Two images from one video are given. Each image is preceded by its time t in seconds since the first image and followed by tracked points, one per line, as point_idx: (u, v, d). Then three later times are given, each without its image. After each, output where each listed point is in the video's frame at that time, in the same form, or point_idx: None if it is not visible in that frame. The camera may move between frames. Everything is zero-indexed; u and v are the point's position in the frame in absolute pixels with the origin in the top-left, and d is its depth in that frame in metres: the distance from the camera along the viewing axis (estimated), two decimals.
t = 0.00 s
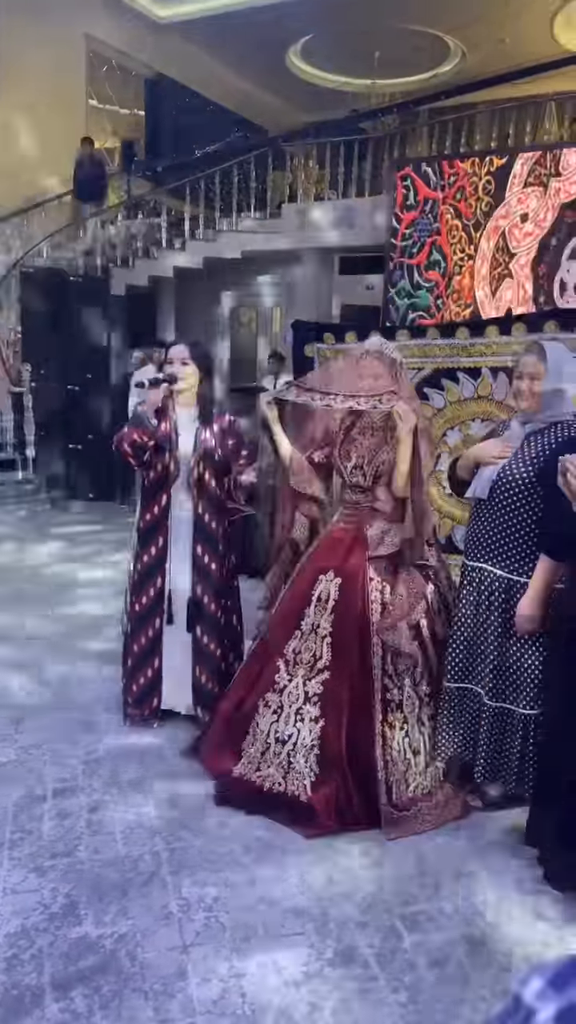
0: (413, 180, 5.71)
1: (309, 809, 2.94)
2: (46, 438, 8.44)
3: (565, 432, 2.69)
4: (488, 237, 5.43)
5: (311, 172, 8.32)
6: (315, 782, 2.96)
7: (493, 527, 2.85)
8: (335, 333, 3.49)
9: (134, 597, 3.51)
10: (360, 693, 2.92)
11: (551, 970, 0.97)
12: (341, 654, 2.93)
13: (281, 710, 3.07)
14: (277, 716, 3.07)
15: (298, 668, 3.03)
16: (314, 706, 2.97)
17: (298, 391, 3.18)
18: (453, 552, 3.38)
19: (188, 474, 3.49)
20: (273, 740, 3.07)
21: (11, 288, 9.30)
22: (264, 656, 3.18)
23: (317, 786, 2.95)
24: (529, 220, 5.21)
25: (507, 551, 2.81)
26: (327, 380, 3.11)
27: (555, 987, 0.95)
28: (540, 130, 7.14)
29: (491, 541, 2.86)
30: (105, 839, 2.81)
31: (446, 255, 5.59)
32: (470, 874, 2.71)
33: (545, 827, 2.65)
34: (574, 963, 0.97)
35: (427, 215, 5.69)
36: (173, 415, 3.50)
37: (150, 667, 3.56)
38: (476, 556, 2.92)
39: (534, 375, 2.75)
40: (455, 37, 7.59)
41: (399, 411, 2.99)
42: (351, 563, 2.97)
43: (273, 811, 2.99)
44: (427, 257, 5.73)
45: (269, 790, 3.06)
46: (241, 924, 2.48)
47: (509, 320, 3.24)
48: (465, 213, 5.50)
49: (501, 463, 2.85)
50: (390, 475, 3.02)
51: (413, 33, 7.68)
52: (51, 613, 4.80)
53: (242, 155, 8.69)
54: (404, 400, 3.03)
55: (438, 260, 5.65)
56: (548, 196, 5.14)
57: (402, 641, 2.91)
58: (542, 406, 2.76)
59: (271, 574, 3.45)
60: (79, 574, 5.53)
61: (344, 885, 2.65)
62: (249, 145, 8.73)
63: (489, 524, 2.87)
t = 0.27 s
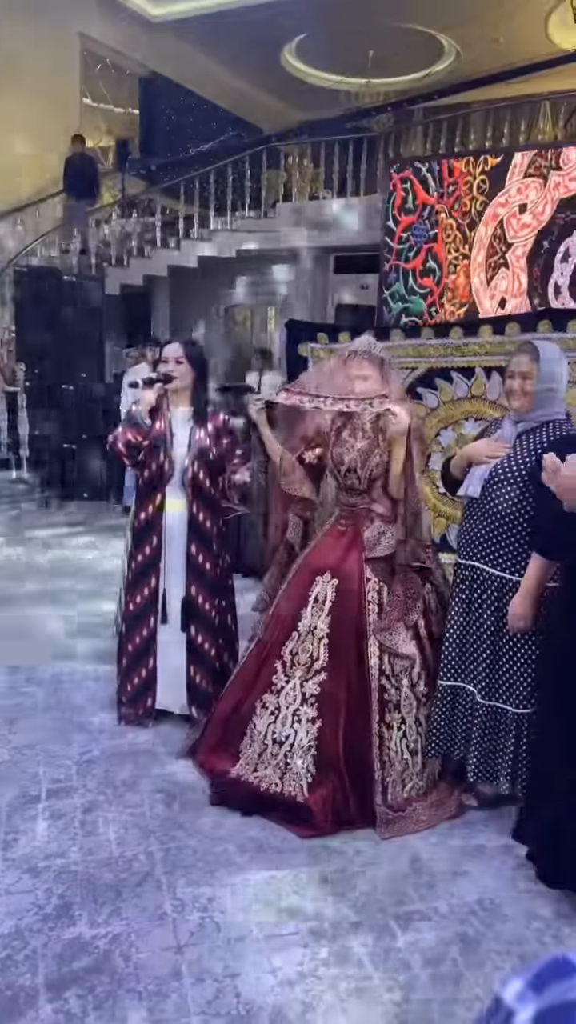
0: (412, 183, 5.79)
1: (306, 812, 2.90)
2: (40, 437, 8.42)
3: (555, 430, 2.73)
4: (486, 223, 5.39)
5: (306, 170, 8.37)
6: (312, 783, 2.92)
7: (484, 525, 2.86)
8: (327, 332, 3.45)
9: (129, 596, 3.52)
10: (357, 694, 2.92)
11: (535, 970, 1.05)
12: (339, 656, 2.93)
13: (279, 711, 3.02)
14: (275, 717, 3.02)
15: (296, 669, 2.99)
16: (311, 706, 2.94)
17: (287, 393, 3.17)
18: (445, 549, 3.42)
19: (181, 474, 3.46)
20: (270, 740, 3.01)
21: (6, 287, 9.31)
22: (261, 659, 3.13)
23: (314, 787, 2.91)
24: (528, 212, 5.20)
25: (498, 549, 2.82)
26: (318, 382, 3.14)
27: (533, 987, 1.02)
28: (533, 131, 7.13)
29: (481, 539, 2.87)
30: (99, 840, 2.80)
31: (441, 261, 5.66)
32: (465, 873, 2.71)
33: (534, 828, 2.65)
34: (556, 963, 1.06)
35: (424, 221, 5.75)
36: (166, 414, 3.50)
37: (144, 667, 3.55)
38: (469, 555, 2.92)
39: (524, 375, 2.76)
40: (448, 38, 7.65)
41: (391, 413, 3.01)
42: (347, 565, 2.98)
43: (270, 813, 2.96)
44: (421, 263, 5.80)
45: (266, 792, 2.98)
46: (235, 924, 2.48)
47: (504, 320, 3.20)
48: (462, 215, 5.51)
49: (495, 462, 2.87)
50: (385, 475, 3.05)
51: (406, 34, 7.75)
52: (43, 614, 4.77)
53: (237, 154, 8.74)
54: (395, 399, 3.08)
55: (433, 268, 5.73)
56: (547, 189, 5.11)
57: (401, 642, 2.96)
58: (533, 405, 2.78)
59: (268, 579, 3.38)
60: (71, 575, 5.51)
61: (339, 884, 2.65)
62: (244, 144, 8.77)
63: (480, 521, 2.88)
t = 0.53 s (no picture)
0: (414, 176, 5.70)
1: (301, 813, 2.85)
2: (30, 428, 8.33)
3: (554, 423, 2.67)
4: (488, 200, 5.28)
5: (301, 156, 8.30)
6: (307, 784, 2.87)
7: (482, 518, 2.82)
8: (321, 321, 3.35)
9: (120, 591, 3.46)
10: (353, 694, 2.89)
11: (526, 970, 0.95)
12: (337, 654, 2.90)
13: (274, 711, 2.95)
14: (270, 717, 2.95)
15: (291, 669, 2.93)
16: (307, 706, 2.89)
17: (268, 394, 3.09)
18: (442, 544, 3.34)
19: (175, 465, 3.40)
20: (265, 741, 2.94)
21: None
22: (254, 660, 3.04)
23: (309, 788, 2.86)
24: (532, 194, 5.10)
25: (495, 542, 2.77)
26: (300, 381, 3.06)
27: (525, 990, 0.93)
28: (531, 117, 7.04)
29: (479, 532, 2.83)
30: (90, 840, 2.76)
31: (439, 259, 5.59)
32: (462, 873, 2.67)
33: (529, 827, 2.60)
34: (547, 961, 0.95)
35: (425, 215, 5.68)
36: (159, 404, 3.42)
37: (136, 663, 3.49)
38: (466, 549, 2.88)
39: (521, 365, 2.70)
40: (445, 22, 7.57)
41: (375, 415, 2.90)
42: (343, 562, 2.94)
43: (265, 813, 2.91)
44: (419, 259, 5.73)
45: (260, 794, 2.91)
46: (229, 926, 2.43)
47: (501, 309, 3.12)
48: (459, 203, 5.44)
49: (492, 454, 2.79)
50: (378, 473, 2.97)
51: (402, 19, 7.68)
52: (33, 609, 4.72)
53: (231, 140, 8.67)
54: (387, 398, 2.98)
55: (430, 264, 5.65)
56: (551, 171, 5.01)
57: (396, 642, 2.90)
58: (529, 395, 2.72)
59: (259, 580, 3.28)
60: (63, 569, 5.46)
61: (335, 885, 2.60)
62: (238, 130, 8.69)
63: (478, 514, 2.84)
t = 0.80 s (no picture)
0: (415, 169, 5.58)
1: (297, 816, 2.79)
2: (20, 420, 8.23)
3: (553, 412, 2.60)
4: (492, 171, 5.08)
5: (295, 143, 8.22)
6: (303, 785, 2.82)
7: (481, 509, 2.75)
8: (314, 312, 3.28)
9: (113, 588, 3.40)
10: (350, 693, 2.82)
11: (525, 970, 1.04)
12: (333, 652, 2.83)
13: (269, 712, 2.91)
14: (265, 718, 2.91)
15: (286, 668, 2.88)
16: (302, 706, 2.83)
17: (253, 408, 2.95)
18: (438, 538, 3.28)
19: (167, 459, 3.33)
20: (260, 742, 2.90)
21: None
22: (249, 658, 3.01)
23: (305, 789, 2.82)
24: (536, 173, 4.89)
25: (494, 533, 2.71)
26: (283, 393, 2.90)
27: (521, 986, 1.01)
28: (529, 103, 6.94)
29: (477, 523, 2.76)
30: (80, 842, 2.70)
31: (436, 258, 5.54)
32: (460, 874, 2.62)
33: (529, 825, 2.56)
34: (544, 962, 1.04)
35: (424, 212, 5.59)
36: (151, 396, 3.34)
37: (128, 661, 3.43)
38: (463, 540, 2.82)
39: (518, 356, 2.64)
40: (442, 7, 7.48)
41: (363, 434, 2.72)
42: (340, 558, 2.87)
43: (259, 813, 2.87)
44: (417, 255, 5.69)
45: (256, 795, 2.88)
46: (222, 929, 2.38)
47: (498, 300, 3.07)
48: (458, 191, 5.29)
49: (490, 444, 2.75)
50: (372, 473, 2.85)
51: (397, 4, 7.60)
52: (24, 605, 4.66)
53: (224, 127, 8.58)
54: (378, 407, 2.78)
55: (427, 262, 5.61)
56: (558, 151, 4.80)
57: (392, 649, 2.80)
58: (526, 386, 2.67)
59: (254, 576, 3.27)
60: (53, 564, 5.39)
61: (331, 887, 2.55)
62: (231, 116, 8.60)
63: (476, 505, 2.77)
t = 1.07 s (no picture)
0: (416, 162, 5.53)
1: (290, 815, 2.74)
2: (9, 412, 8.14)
3: (551, 401, 2.57)
4: (495, 147, 5.10)
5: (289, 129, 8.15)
6: (298, 785, 2.77)
7: (479, 500, 2.69)
8: (308, 302, 3.11)
9: (103, 584, 3.34)
10: (345, 692, 2.78)
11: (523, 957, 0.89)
12: (327, 648, 2.77)
13: (262, 710, 2.87)
14: (258, 717, 2.87)
15: (279, 666, 2.83)
16: (296, 704, 2.80)
17: (236, 436, 2.89)
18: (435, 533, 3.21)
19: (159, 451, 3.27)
20: (254, 741, 2.85)
21: None
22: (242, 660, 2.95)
23: (300, 788, 2.76)
24: (539, 154, 4.92)
25: (490, 524, 2.66)
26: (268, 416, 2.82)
27: (521, 978, 0.87)
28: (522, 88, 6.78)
29: (474, 515, 2.71)
30: (70, 843, 2.65)
31: (432, 255, 5.45)
32: (458, 874, 2.57)
33: (528, 822, 2.51)
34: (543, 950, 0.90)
35: (422, 208, 5.52)
36: (142, 388, 3.30)
37: (119, 658, 3.38)
38: (461, 532, 2.76)
39: (515, 346, 2.60)
40: None
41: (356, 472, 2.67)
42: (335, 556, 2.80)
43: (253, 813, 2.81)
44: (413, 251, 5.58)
45: (249, 797, 2.81)
46: (215, 931, 2.34)
47: (495, 290, 3.01)
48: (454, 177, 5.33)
49: (487, 436, 2.69)
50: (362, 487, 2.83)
51: None
52: (13, 601, 4.59)
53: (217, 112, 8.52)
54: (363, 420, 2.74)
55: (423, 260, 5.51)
56: (562, 134, 4.82)
57: (393, 657, 2.81)
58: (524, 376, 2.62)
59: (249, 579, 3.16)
60: (44, 560, 5.33)
61: (326, 888, 2.50)
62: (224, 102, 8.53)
63: (475, 496, 2.71)
